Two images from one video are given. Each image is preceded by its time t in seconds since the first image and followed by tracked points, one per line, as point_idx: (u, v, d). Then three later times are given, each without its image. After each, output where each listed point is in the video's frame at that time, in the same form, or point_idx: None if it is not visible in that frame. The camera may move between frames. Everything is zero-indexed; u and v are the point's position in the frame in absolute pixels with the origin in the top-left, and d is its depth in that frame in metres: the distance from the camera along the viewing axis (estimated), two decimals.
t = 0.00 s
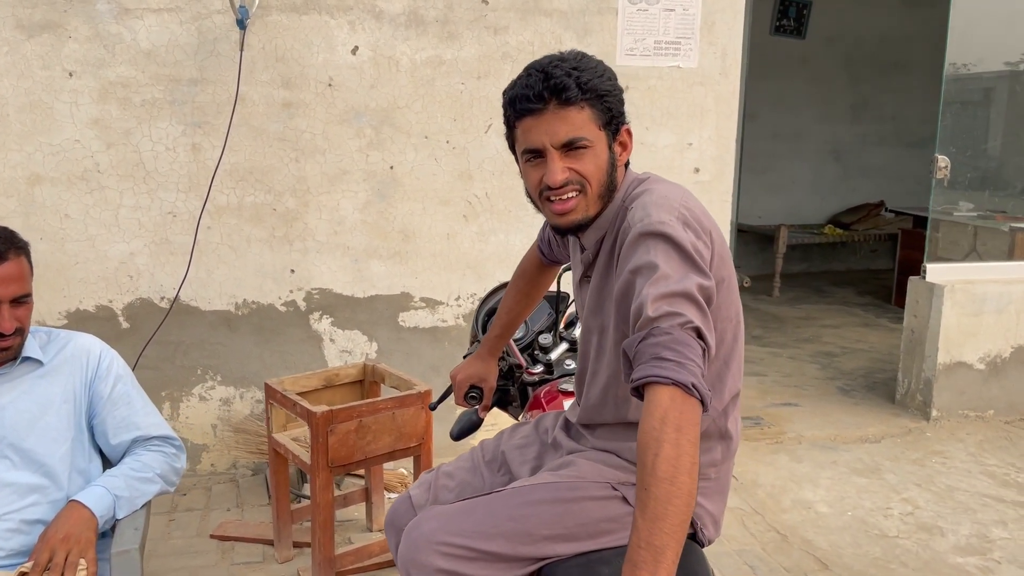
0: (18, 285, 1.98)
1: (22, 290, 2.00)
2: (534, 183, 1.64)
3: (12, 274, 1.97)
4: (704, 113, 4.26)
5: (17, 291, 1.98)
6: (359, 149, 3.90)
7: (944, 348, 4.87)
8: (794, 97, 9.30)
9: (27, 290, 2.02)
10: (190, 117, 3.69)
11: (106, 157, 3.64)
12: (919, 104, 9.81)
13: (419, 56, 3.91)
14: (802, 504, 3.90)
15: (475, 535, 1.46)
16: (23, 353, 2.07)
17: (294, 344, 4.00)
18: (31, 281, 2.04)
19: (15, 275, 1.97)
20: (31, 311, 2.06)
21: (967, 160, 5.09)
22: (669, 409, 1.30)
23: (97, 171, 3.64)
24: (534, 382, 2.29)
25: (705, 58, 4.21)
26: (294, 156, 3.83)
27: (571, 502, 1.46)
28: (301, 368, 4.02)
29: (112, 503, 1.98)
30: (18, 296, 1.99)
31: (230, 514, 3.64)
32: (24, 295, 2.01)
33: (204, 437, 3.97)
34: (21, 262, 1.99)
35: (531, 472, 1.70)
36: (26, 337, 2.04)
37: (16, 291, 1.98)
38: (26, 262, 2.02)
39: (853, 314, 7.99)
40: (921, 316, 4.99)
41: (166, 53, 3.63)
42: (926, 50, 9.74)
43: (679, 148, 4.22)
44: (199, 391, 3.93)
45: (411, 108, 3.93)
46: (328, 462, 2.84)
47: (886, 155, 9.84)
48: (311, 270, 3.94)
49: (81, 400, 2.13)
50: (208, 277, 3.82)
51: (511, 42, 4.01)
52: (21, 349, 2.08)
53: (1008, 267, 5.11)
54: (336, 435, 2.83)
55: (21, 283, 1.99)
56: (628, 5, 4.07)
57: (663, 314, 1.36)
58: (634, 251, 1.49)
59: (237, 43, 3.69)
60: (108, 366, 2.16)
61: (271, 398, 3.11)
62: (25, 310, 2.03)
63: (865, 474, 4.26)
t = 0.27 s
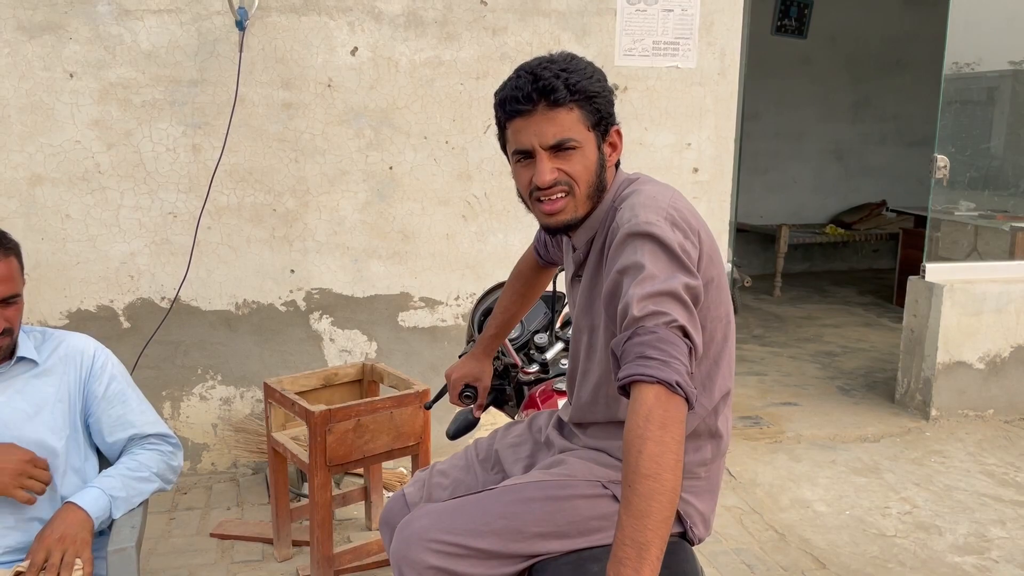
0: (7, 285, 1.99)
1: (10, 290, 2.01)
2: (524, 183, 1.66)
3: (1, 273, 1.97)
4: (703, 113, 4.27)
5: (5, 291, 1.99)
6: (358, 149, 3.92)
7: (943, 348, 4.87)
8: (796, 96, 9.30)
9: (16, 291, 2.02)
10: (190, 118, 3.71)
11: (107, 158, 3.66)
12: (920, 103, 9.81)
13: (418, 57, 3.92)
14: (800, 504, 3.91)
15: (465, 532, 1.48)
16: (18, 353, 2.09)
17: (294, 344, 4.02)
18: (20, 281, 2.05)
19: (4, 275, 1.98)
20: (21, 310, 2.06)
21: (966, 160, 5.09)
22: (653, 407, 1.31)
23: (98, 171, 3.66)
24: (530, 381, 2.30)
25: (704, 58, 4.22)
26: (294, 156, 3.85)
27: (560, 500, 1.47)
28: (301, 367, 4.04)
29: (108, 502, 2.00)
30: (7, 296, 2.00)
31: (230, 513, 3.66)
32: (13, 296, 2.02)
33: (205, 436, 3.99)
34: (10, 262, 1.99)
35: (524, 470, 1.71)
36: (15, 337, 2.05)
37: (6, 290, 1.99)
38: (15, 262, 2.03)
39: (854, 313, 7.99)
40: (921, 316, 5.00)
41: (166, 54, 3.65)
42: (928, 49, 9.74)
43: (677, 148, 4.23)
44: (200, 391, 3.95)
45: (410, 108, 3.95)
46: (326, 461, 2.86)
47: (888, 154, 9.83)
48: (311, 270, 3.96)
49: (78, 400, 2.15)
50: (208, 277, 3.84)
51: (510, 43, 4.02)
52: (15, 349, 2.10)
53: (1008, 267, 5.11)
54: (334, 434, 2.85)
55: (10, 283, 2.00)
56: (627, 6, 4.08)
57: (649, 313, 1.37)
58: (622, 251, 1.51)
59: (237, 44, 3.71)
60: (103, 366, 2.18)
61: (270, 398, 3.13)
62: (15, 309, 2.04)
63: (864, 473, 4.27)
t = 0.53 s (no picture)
0: (27, 287, 2.00)
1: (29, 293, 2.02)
2: (524, 184, 1.66)
3: (22, 275, 1.99)
4: (705, 112, 4.27)
5: (24, 294, 2.00)
6: (360, 149, 3.93)
7: (946, 347, 4.87)
8: (799, 95, 9.29)
9: (34, 292, 2.03)
10: (192, 117, 3.72)
11: (109, 158, 3.67)
12: (923, 102, 9.79)
13: (419, 57, 3.93)
14: (802, 503, 3.91)
15: (465, 532, 1.48)
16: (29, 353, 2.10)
17: (296, 344, 4.03)
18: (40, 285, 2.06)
19: (23, 277, 1.99)
20: (38, 314, 2.07)
21: (969, 159, 5.08)
22: (655, 407, 1.32)
23: (101, 171, 3.67)
24: (530, 380, 2.30)
25: (706, 57, 4.22)
26: (296, 156, 3.86)
27: (560, 499, 1.48)
28: (303, 367, 4.05)
29: (111, 501, 2.01)
30: (26, 298, 2.01)
31: (233, 512, 3.67)
32: (32, 298, 2.02)
33: (207, 435, 4.00)
34: (32, 266, 2.01)
35: (524, 469, 1.71)
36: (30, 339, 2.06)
37: (26, 293, 2.00)
38: (37, 265, 2.04)
39: (856, 312, 7.98)
40: (923, 315, 4.99)
41: (168, 54, 3.66)
42: (931, 48, 9.72)
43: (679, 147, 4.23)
44: (202, 390, 3.96)
45: (411, 108, 3.95)
46: (328, 460, 2.86)
47: (891, 153, 9.81)
48: (313, 270, 3.97)
49: (85, 398, 2.16)
50: (210, 276, 3.85)
51: (512, 43, 4.02)
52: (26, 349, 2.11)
53: (1011, 266, 5.11)
54: (335, 433, 2.85)
55: (30, 286, 2.01)
56: (628, 5, 4.08)
57: (650, 313, 1.38)
58: (622, 250, 1.51)
59: (239, 44, 3.72)
60: (111, 365, 2.19)
61: (272, 397, 3.14)
62: (32, 312, 2.05)
63: (866, 473, 4.27)
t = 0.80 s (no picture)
0: (47, 290, 2.02)
1: (48, 295, 2.04)
2: (525, 183, 1.66)
3: (43, 278, 2.01)
4: (708, 110, 4.27)
5: (44, 296, 2.02)
6: (363, 147, 3.92)
7: (949, 345, 4.85)
8: (802, 93, 9.27)
9: (53, 296, 2.05)
10: (194, 116, 3.72)
11: (112, 157, 3.67)
12: (927, 100, 9.77)
13: (422, 55, 3.92)
14: (805, 501, 3.90)
15: (468, 529, 1.48)
16: (40, 353, 2.11)
17: (299, 342, 4.03)
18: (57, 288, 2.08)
19: (44, 280, 2.01)
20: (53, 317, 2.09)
21: (973, 157, 5.07)
22: (660, 405, 1.31)
23: (103, 170, 3.67)
24: (533, 378, 2.30)
25: (709, 55, 4.21)
26: (299, 154, 3.86)
27: (563, 497, 1.48)
28: (306, 365, 4.05)
29: (115, 497, 2.01)
30: (45, 301, 2.03)
31: (236, 510, 3.68)
32: (50, 301, 2.04)
33: (210, 433, 4.01)
34: (53, 270, 2.03)
35: (526, 467, 1.71)
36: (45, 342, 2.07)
37: (45, 296, 2.02)
38: (56, 269, 2.07)
39: (860, 311, 7.97)
40: (927, 313, 4.98)
41: (171, 52, 3.66)
42: (935, 46, 9.70)
43: (682, 145, 4.22)
44: (205, 388, 3.96)
45: (414, 106, 3.95)
46: (330, 458, 2.86)
47: (894, 151, 9.79)
48: (316, 268, 3.97)
49: (91, 397, 2.17)
50: (213, 274, 3.85)
51: (514, 41, 4.02)
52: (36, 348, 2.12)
53: (1015, 264, 5.09)
54: (338, 431, 2.85)
55: (49, 289, 2.03)
56: (631, 3, 4.07)
57: (655, 310, 1.37)
58: (626, 248, 1.50)
59: (241, 42, 3.72)
60: (116, 365, 2.20)
61: (274, 395, 3.14)
62: (48, 315, 2.07)
63: (870, 471, 4.26)
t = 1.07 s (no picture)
0: (47, 287, 2.02)
1: (49, 292, 2.04)
2: (524, 181, 1.65)
3: (43, 275, 2.01)
4: (711, 107, 4.26)
5: (44, 293, 2.02)
6: (365, 144, 3.92)
7: (953, 342, 4.84)
8: (805, 90, 9.25)
9: (53, 293, 2.05)
10: (197, 112, 3.72)
11: (114, 153, 3.67)
12: (930, 97, 9.74)
13: (424, 51, 3.92)
14: (808, 499, 3.90)
15: (469, 526, 1.47)
16: (40, 349, 2.11)
17: (301, 339, 4.03)
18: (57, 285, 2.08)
19: (45, 277, 2.01)
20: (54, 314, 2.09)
21: (977, 154, 5.05)
22: (662, 400, 1.31)
23: (106, 167, 3.67)
24: (535, 375, 2.29)
25: (712, 52, 4.20)
26: (301, 151, 3.86)
27: (565, 493, 1.47)
28: (309, 362, 4.05)
29: (116, 494, 2.01)
30: (45, 298, 2.03)
31: (238, 506, 3.68)
32: (50, 298, 2.04)
33: (213, 430, 4.01)
34: (53, 267, 2.03)
35: (528, 464, 1.71)
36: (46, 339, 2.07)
37: (45, 292, 2.02)
38: (57, 266, 2.07)
39: (863, 308, 7.96)
40: (930, 310, 4.97)
41: (173, 49, 3.66)
42: (939, 42, 9.67)
43: (685, 142, 4.21)
44: (208, 385, 3.97)
45: (416, 103, 3.95)
46: (333, 455, 2.86)
47: (898, 148, 9.77)
48: (318, 265, 3.97)
49: (92, 394, 2.17)
50: (216, 271, 3.86)
51: (517, 37, 4.01)
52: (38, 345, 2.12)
53: (1019, 261, 5.08)
54: (340, 428, 2.86)
55: (49, 286, 2.03)
56: None
57: (656, 305, 1.37)
58: (628, 243, 1.50)
59: (244, 39, 3.71)
60: (118, 362, 2.20)
61: (276, 392, 3.14)
62: (49, 312, 2.06)
63: (873, 469, 4.25)
